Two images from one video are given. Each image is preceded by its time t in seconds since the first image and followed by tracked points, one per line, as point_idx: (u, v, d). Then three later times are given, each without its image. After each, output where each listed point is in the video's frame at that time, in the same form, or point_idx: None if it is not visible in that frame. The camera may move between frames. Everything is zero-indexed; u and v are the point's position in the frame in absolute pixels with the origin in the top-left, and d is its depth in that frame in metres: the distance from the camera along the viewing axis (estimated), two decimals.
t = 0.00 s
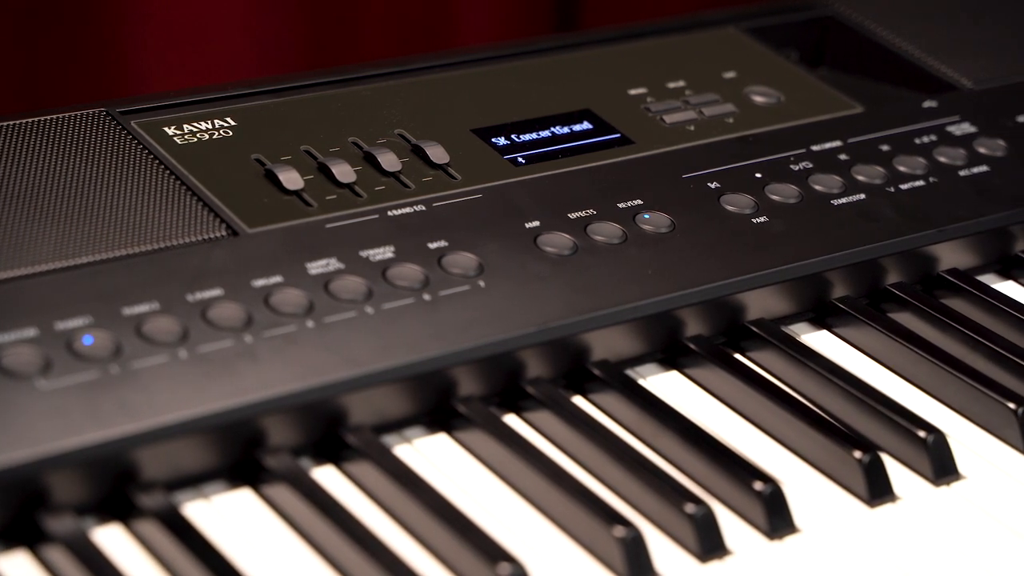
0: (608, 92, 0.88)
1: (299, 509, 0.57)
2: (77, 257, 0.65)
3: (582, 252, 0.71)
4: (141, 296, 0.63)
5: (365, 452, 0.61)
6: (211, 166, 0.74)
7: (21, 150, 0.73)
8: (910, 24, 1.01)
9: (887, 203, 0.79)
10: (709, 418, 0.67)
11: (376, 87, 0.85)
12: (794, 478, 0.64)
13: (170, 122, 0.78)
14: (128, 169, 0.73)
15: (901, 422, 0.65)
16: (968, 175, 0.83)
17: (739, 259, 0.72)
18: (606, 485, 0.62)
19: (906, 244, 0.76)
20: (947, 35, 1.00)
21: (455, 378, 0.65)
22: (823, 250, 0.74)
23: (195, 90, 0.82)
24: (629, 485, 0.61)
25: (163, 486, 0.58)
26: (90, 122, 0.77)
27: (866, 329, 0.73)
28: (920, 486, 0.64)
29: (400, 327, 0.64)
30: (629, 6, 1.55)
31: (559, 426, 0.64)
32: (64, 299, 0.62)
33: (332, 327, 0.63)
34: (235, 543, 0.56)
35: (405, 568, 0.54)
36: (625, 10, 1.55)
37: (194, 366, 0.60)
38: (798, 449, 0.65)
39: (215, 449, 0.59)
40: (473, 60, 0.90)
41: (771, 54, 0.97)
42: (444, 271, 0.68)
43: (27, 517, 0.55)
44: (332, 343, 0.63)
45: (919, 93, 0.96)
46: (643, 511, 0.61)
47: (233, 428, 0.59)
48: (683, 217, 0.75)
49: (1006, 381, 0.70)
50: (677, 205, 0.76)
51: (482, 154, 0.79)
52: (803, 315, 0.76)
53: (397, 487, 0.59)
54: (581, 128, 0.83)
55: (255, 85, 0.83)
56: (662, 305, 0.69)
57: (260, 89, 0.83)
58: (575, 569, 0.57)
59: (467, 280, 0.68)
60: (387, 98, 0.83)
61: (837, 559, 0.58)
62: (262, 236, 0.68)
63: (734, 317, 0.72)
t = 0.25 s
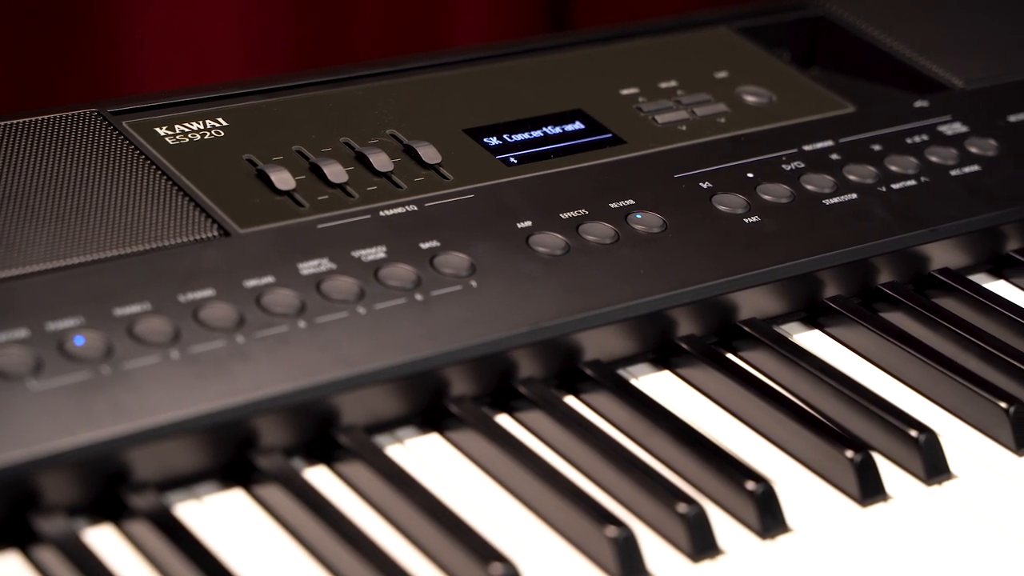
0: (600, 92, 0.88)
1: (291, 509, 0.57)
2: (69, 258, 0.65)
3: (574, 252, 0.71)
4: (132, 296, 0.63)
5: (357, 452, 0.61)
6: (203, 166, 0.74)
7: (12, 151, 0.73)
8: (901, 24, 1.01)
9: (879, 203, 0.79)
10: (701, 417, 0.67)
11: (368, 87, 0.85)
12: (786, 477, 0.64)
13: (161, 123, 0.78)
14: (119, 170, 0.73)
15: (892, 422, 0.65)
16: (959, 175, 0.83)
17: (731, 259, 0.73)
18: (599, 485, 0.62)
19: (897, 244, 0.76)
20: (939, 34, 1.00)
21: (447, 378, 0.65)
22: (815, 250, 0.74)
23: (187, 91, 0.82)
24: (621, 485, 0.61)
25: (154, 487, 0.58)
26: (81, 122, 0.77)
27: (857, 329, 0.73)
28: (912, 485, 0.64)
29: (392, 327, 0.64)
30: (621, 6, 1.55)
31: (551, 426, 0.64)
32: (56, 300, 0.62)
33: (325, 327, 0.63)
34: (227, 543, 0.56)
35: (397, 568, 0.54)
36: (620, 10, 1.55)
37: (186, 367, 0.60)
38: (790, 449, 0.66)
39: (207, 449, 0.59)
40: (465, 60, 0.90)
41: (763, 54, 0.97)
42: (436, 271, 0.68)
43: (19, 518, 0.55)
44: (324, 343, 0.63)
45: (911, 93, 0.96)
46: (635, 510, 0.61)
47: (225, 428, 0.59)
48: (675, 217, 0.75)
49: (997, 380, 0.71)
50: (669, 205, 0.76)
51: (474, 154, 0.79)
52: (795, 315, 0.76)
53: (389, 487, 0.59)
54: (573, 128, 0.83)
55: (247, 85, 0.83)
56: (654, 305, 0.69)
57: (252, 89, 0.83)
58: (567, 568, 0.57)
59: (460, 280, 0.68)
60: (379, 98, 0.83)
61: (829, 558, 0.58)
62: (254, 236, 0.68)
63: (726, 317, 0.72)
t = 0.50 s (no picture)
0: (592, 92, 0.88)
1: (283, 509, 0.57)
2: (59, 258, 0.65)
3: (566, 252, 0.71)
4: (123, 297, 0.63)
5: (348, 452, 0.61)
6: (194, 166, 0.74)
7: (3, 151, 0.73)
8: (892, 24, 1.01)
9: (870, 202, 0.79)
10: (693, 417, 0.67)
11: (360, 87, 0.85)
12: (778, 477, 0.64)
13: (152, 123, 0.78)
14: (110, 170, 0.73)
15: (884, 421, 0.65)
16: (950, 174, 0.83)
17: (723, 259, 0.73)
18: (590, 485, 0.62)
19: (889, 243, 0.76)
20: (930, 34, 1.00)
21: (438, 378, 0.65)
22: (806, 250, 0.74)
23: (178, 91, 0.82)
24: (613, 484, 0.61)
25: (146, 487, 0.58)
26: (72, 123, 0.77)
27: (849, 328, 0.73)
28: (903, 484, 0.64)
29: (384, 327, 0.64)
30: (613, 5, 1.54)
31: (543, 426, 0.64)
32: (47, 301, 0.61)
33: (316, 327, 0.63)
34: (219, 544, 0.56)
35: (389, 568, 0.54)
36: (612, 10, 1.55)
37: (178, 368, 0.59)
38: (782, 449, 0.66)
39: (199, 450, 0.59)
40: (456, 60, 0.90)
41: (755, 53, 0.97)
42: (427, 271, 0.68)
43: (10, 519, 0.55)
44: (315, 344, 0.63)
45: (902, 92, 0.96)
46: (627, 510, 0.61)
47: (216, 429, 0.59)
48: (667, 216, 0.75)
49: (989, 379, 0.71)
50: (661, 205, 0.76)
51: (466, 154, 0.79)
52: (786, 315, 0.76)
53: (380, 487, 0.59)
54: (565, 128, 0.83)
55: (238, 86, 0.83)
56: (645, 305, 0.69)
57: (243, 89, 0.83)
58: (559, 568, 0.57)
59: (451, 280, 0.68)
60: (370, 98, 0.83)
61: (820, 558, 0.58)
62: (245, 236, 0.68)
63: (718, 316, 0.72)
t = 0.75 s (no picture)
0: (584, 92, 0.88)
1: (275, 510, 0.57)
2: (51, 259, 0.65)
3: (558, 252, 0.71)
4: (115, 297, 0.63)
5: (341, 453, 0.61)
6: (186, 167, 0.74)
7: None
8: (884, 24, 1.01)
9: (862, 202, 0.79)
10: (685, 417, 0.67)
11: (352, 87, 0.85)
12: (769, 476, 0.64)
13: (144, 123, 0.78)
14: (102, 171, 0.73)
15: (876, 420, 0.65)
16: (942, 174, 0.83)
17: (715, 259, 0.73)
18: (582, 485, 0.62)
19: (880, 243, 0.76)
20: (921, 34, 1.00)
21: (431, 378, 0.65)
22: (798, 249, 0.74)
23: (170, 91, 0.82)
24: (605, 484, 0.61)
25: (138, 488, 0.58)
26: (63, 123, 0.77)
27: (841, 327, 0.73)
28: (895, 484, 0.64)
29: (376, 327, 0.64)
30: (607, 6, 1.54)
31: (536, 426, 0.64)
32: (38, 302, 0.61)
33: (308, 328, 0.63)
34: (211, 544, 0.56)
35: (381, 569, 0.54)
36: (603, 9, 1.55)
37: (170, 368, 0.59)
38: (774, 448, 0.66)
39: (191, 450, 0.59)
40: (448, 60, 0.90)
41: (747, 53, 0.97)
42: (420, 271, 0.68)
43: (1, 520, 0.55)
44: (307, 344, 0.62)
45: (894, 92, 0.97)
46: (619, 510, 0.61)
47: (208, 430, 0.59)
48: (659, 216, 0.75)
49: (980, 378, 0.71)
50: (653, 205, 0.76)
51: (458, 154, 0.79)
52: (778, 314, 0.76)
53: (372, 488, 0.59)
54: (557, 128, 0.83)
55: (230, 86, 0.83)
56: (637, 305, 0.69)
57: (235, 90, 0.83)
58: (551, 569, 0.57)
59: (443, 280, 0.68)
60: (362, 98, 0.83)
61: (812, 557, 0.58)
62: (238, 237, 0.68)
63: (710, 316, 0.73)
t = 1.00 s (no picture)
0: (576, 92, 0.88)
1: (267, 510, 0.57)
2: (42, 259, 0.64)
3: (550, 252, 0.71)
4: (107, 298, 0.63)
5: (332, 453, 0.61)
6: (178, 167, 0.74)
7: None
8: (876, 24, 1.01)
9: (854, 202, 0.79)
10: (677, 417, 0.67)
11: (344, 87, 0.85)
12: (761, 475, 0.64)
13: (136, 123, 0.78)
14: (94, 171, 0.73)
15: (868, 420, 0.66)
16: (934, 173, 0.83)
17: (707, 258, 0.73)
18: (575, 485, 0.62)
19: (873, 242, 0.76)
20: (913, 33, 1.01)
21: (423, 378, 0.65)
22: (791, 249, 0.74)
23: (162, 91, 0.82)
24: (597, 484, 0.61)
25: (129, 489, 0.58)
26: (55, 123, 0.77)
27: (833, 327, 0.73)
28: (887, 483, 0.64)
29: (368, 327, 0.64)
30: (599, 6, 1.54)
31: (528, 426, 0.64)
32: (30, 302, 0.61)
33: (300, 328, 0.63)
34: (203, 545, 0.56)
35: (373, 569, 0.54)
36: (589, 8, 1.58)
37: (162, 368, 0.59)
38: (766, 447, 0.66)
39: (182, 451, 0.59)
40: (440, 60, 0.90)
41: (739, 53, 0.97)
42: (412, 271, 0.68)
43: None
44: (299, 344, 0.62)
45: (886, 91, 0.97)
46: (611, 510, 0.61)
47: (200, 430, 0.58)
48: (651, 216, 0.75)
49: (973, 378, 0.71)
50: (645, 204, 0.76)
51: (450, 154, 0.79)
52: (771, 314, 0.76)
53: (365, 488, 0.59)
54: (549, 128, 0.83)
55: (222, 86, 0.83)
56: (629, 304, 0.69)
57: (226, 90, 0.83)
58: (544, 568, 0.57)
59: (435, 280, 0.68)
60: (354, 98, 0.83)
61: (804, 557, 0.58)
62: (230, 237, 0.68)
63: (702, 316, 0.73)
